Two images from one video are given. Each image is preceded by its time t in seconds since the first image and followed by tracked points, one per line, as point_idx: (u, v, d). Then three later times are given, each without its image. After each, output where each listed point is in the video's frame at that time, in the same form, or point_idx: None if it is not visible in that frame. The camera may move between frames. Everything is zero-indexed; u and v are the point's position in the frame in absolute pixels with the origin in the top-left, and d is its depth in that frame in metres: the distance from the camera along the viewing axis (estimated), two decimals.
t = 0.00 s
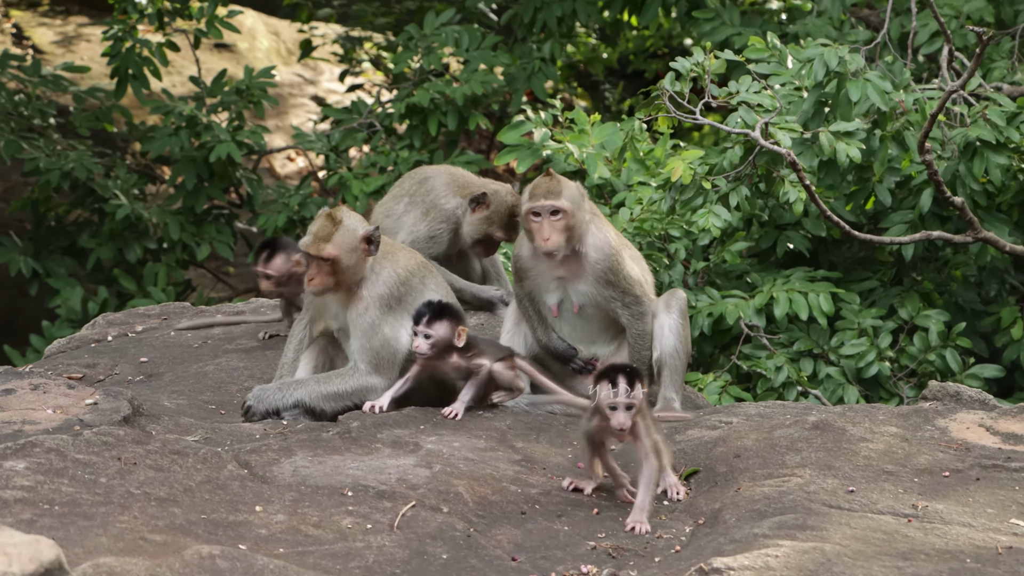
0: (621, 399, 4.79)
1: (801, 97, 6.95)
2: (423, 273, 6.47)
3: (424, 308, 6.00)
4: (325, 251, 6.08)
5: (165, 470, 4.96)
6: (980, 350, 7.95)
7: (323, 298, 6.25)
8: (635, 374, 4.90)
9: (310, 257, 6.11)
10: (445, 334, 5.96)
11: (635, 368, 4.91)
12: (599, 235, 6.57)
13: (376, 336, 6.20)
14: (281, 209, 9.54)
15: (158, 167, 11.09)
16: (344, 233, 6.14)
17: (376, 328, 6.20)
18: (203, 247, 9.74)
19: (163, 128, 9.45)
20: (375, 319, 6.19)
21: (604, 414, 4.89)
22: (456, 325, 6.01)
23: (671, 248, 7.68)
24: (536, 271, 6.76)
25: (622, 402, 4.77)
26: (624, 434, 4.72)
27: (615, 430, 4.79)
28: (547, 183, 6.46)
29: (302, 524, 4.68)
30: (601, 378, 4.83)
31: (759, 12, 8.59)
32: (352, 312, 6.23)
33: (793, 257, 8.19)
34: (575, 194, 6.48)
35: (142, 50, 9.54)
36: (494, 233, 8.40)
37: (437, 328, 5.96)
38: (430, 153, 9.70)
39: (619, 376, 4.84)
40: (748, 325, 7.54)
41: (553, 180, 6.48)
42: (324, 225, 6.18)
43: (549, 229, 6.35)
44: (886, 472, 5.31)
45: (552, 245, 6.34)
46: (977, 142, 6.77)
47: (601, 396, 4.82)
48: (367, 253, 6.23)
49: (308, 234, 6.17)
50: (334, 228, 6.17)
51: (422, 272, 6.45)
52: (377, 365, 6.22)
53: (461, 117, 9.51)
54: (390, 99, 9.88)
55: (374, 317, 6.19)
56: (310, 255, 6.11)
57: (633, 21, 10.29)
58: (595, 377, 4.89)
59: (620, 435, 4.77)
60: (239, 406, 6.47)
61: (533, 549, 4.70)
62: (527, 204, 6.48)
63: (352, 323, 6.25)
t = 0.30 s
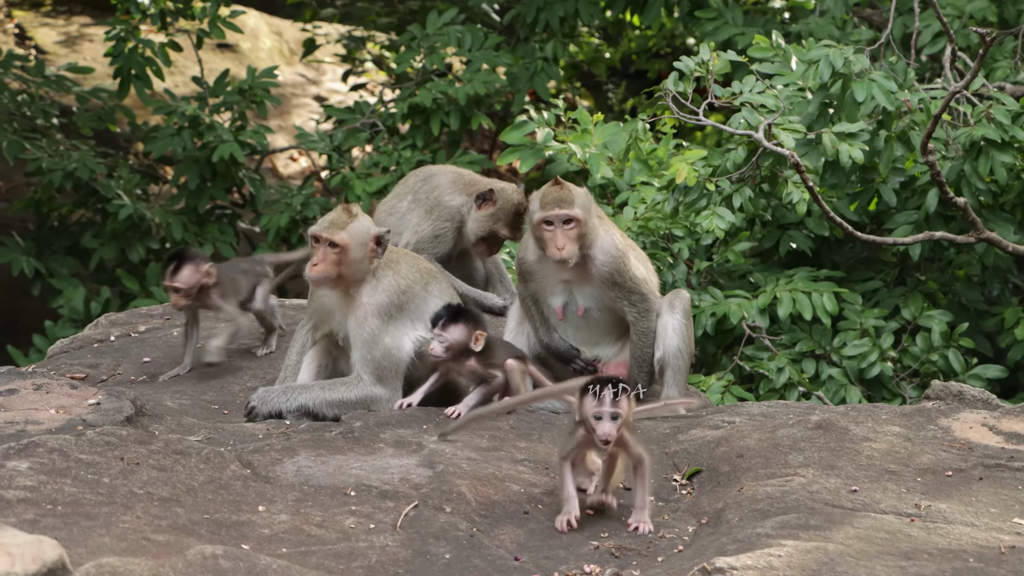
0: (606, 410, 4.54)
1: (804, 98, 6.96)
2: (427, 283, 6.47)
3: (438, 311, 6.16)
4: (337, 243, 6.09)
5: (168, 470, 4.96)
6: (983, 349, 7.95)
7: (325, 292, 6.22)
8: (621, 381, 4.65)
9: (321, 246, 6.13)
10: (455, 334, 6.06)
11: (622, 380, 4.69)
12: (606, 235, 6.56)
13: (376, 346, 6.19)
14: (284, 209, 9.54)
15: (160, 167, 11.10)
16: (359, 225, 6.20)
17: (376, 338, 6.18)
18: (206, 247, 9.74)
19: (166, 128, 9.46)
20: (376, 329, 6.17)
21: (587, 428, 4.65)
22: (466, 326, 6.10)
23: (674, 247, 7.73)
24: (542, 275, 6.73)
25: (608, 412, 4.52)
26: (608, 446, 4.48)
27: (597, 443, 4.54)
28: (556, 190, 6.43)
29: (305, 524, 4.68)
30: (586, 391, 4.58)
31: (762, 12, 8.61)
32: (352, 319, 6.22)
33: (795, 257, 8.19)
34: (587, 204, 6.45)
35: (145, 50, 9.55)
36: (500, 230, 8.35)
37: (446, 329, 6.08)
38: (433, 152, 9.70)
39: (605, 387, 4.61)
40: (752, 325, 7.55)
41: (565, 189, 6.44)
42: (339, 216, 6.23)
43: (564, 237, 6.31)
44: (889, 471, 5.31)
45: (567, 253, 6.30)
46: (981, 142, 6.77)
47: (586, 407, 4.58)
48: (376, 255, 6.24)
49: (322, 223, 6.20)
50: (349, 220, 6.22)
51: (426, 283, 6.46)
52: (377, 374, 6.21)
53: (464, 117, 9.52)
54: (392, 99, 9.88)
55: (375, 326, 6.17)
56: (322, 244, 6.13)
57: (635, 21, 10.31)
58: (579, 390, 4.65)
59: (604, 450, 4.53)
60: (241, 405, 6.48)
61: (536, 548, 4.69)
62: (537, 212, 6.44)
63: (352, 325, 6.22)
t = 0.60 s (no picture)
0: (593, 421, 4.50)
1: (805, 96, 7.03)
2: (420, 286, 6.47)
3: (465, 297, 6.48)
4: (339, 254, 6.02)
5: (170, 470, 4.96)
6: (984, 349, 7.95)
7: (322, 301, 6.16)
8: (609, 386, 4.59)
9: (321, 257, 6.02)
10: (456, 325, 6.27)
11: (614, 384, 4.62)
12: (605, 245, 6.55)
13: (371, 350, 6.20)
14: (286, 208, 9.55)
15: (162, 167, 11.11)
16: (356, 234, 6.13)
17: (371, 341, 6.19)
18: (208, 247, 9.75)
19: (168, 128, 9.47)
20: (371, 333, 6.17)
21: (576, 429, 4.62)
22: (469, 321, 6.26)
23: (675, 247, 7.75)
24: (543, 281, 6.73)
25: (594, 425, 4.49)
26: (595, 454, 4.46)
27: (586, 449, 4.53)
28: (557, 208, 6.40)
29: (307, 524, 4.68)
30: (572, 397, 4.55)
31: (763, 12, 8.62)
32: (348, 324, 6.19)
33: (797, 256, 8.21)
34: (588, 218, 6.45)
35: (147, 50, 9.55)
36: (504, 234, 8.37)
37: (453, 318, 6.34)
38: (434, 152, 9.71)
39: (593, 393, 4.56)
40: (753, 324, 7.56)
41: (564, 204, 6.42)
42: (335, 225, 6.11)
43: (566, 255, 6.31)
44: (891, 470, 5.31)
45: (570, 271, 6.31)
46: (980, 141, 6.78)
47: (573, 413, 4.55)
48: (372, 259, 6.23)
49: (319, 233, 6.10)
50: (346, 229, 6.13)
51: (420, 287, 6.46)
52: (376, 376, 6.20)
53: (466, 117, 9.53)
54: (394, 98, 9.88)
55: (370, 330, 6.18)
56: (321, 256, 6.02)
57: (637, 20, 10.33)
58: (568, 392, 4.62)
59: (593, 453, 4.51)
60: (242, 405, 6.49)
61: (538, 548, 4.69)
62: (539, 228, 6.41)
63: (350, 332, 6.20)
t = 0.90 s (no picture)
0: (575, 415, 4.53)
1: (808, 95, 7.03)
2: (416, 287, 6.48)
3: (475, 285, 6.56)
4: (340, 261, 6.00)
5: (171, 470, 4.96)
6: (985, 348, 7.95)
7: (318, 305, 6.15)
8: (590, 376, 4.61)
9: (321, 264, 5.99)
10: (460, 313, 6.27)
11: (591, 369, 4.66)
12: (606, 249, 6.57)
13: (366, 350, 6.19)
14: (287, 208, 9.55)
15: (162, 167, 11.11)
16: (354, 239, 6.11)
17: (365, 342, 6.19)
18: (209, 246, 9.77)
19: (168, 128, 9.47)
20: (365, 333, 6.17)
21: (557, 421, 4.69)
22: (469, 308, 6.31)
23: (676, 246, 7.69)
24: (542, 281, 6.74)
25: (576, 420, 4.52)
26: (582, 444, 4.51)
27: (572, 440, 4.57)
28: (560, 215, 6.41)
29: (308, 524, 4.68)
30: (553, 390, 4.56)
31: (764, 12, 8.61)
32: (341, 326, 6.20)
33: (798, 255, 8.21)
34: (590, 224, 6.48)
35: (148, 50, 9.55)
36: (510, 237, 8.40)
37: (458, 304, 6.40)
38: (435, 152, 9.71)
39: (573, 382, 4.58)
40: (754, 323, 7.56)
41: (566, 211, 6.44)
42: (334, 231, 6.07)
43: (569, 263, 6.35)
44: (892, 470, 5.31)
45: (573, 277, 6.35)
46: (985, 140, 6.78)
47: (555, 406, 4.56)
48: (368, 261, 6.23)
49: (318, 238, 6.06)
50: (345, 234, 6.10)
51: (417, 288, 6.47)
52: (372, 374, 6.19)
53: (466, 116, 9.53)
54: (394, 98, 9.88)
55: (364, 331, 6.17)
56: (321, 262, 6.00)
57: (637, 20, 10.33)
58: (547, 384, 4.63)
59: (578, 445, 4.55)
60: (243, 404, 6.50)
61: (539, 548, 4.69)
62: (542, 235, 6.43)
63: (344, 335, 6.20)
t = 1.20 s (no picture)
0: (554, 384, 4.65)
1: (807, 95, 7.07)
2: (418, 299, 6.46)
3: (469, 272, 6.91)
4: (341, 267, 6.02)
5: (172, 468, 4.96)
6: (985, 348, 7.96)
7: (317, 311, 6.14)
8: (570, 354, 4.76)
9: (321, 271, 6.00)
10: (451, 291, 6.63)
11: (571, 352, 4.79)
12: (606, 246, 6.57)
13: (364, 354, 6.20)
14: (288, 207, 9.56)
15: (163, 166, 11.12)
16: (353, 245, 6.13)
17: (363, 346, 6.19)
18: (209, 245, 9.78)
19: (170, 126, 9.48)
20: (364, 338, 6.18)
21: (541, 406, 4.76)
22: (460, 289, 6.57)
23: (677, 246, 7.73)
24: (541, 277, 6.73)
25: (556, 387, 4.63)
26: (559, 415, 4.56)
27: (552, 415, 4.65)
28: (561, 212, 6.42)
29: (309, 522, 4.68)
30: (531, 368, 4.70)
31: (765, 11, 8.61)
32: (340, 330, 6.20)
33: (799, 254, 8.22)
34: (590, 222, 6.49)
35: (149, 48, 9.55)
36: (515, 236, 8.37)
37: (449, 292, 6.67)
38: (436, 151, 9.72)
39: (551, 361, 4.72)
40: (754, 323, 7.58)
41: (567, 209, 6.45)
42: (333, 237, 6.07)
43: (570, 258, 6.36)
44: (892, 469, 5.31)
45: (574, 273, 6.36)
46: (984, 140, 6.78)
47: (534, 382, 4.69)
48: (366, 265, 6.23)
49: (317, 244, 6.05)
50: (343, 241, 6.10)
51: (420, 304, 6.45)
52: (371, 378, 6.20)
53: (467, 115, 9.53)
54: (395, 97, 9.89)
55: (363, 335, 6.18)
56: (322, 269, 6.00)
57: (638, 19, 10.34)
58: (525, 367, 4.79)
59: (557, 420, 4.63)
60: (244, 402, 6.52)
61: (539, 547, 4.69)
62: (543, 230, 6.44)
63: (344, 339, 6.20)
